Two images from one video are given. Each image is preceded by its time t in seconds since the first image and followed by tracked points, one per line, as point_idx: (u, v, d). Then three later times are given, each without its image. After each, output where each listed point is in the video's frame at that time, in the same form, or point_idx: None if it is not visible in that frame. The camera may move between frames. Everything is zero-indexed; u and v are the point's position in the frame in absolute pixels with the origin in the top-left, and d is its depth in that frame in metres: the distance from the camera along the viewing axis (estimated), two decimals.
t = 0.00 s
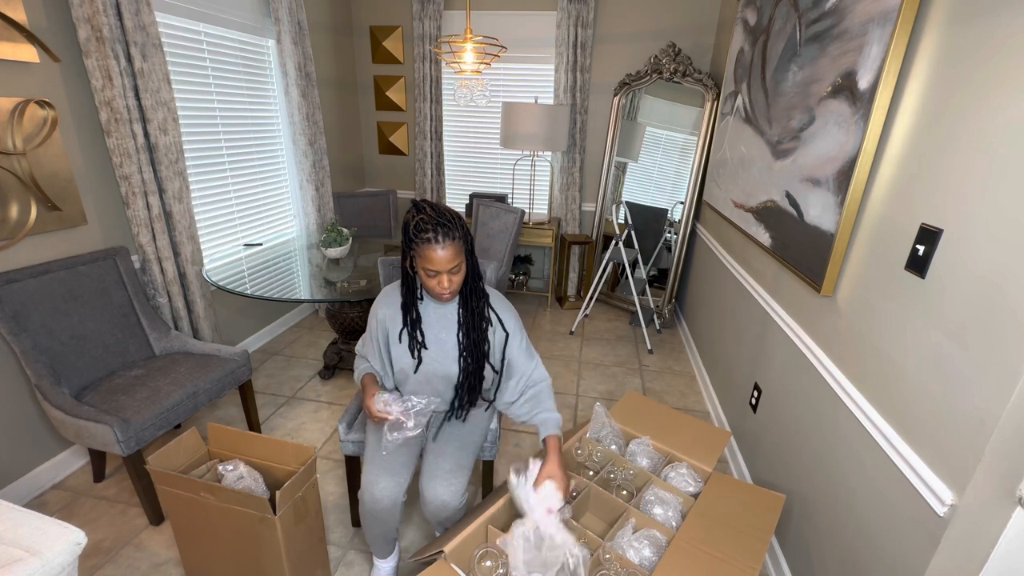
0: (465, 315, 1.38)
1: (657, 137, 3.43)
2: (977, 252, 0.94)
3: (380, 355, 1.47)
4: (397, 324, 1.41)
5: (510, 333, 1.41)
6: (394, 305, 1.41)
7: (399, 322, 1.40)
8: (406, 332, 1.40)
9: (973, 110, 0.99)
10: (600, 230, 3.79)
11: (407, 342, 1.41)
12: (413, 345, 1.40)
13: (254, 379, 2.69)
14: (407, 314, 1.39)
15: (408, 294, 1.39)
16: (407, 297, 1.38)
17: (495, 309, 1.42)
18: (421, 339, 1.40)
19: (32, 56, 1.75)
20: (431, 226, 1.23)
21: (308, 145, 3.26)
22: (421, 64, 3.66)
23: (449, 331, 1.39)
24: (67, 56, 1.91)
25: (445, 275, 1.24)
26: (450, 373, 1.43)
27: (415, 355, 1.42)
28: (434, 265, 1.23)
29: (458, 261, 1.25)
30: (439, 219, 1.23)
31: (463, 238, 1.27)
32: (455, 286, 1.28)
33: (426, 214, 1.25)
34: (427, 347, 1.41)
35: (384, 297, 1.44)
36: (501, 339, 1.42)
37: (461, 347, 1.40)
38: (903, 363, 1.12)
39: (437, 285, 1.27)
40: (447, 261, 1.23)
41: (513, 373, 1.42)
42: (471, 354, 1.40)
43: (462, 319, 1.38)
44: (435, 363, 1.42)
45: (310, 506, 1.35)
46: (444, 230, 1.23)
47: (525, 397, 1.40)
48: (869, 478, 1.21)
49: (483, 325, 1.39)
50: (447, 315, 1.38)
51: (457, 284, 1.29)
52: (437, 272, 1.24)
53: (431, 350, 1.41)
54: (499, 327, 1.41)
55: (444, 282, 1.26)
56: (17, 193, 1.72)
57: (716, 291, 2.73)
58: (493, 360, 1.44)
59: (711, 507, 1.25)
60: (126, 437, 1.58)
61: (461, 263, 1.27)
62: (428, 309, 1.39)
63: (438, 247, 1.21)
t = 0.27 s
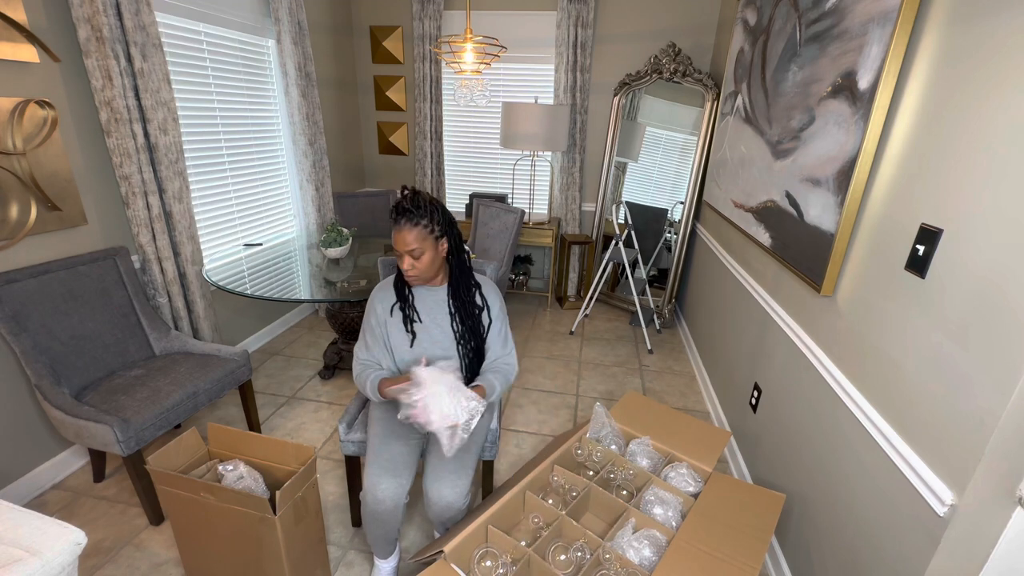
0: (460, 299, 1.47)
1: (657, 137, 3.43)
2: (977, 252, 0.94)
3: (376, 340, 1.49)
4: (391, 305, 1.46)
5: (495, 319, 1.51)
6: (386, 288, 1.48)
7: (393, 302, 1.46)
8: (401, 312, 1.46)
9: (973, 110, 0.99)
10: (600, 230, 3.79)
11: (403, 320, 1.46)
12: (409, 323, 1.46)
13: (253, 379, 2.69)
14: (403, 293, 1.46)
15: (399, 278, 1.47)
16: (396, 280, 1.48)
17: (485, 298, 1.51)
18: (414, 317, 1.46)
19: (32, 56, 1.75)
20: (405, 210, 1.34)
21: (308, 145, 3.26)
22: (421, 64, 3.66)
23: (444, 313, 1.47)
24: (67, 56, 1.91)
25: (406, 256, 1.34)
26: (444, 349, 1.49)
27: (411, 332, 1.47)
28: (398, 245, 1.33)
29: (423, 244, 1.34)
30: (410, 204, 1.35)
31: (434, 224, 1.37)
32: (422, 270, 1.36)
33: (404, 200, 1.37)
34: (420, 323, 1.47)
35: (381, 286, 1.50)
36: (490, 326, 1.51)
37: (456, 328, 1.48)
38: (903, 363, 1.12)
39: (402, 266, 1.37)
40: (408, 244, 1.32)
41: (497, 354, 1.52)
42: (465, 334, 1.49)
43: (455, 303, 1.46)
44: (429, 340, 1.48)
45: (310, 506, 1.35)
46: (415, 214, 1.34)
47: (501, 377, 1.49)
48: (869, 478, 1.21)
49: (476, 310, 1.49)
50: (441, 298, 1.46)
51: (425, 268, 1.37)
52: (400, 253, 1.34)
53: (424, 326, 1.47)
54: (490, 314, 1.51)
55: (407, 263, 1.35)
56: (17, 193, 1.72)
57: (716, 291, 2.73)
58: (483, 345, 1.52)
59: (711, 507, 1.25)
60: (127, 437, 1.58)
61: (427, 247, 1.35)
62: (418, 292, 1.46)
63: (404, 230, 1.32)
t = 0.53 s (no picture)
0: (429, 308, 1.46)
1: (657, 137, 3.43)
2: (977, 252, 0.94)
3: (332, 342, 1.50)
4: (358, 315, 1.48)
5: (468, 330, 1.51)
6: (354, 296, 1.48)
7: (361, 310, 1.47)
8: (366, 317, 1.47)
9: (972, 109, 0.99)
10: (600, 230, 3.79)
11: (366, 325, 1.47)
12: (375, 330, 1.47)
13: (254, 379, 2.69)
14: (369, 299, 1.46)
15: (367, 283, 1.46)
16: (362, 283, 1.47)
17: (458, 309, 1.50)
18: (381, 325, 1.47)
19: (32, 56, 1.75)
20: (388, 222, 1.31)
21: (308, 145, 3.26)
22: (421, 64, 3.66)
23: (412, 321, 1.47)
24: (67, 56, 1.91)
25: (389, 272, 1.33)
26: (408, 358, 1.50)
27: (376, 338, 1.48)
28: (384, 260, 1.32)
29: (405, 261, 1.34)
30: (395, 216, 1.32)
31: (416, 239, 1.36)
32: (400, 285, 1.36)
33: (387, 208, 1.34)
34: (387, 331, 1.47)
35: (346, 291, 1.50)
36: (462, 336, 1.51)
37: (423, 335, 1.48)
38: (903, 362, 1.12)
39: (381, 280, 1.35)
40: (395, 260, 1.32)
41: (468, 365, 1.53)
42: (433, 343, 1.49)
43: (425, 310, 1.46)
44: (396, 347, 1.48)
45: (311, 506, 1.35)
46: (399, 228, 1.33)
47: (472, 382, 1.51)
48: (868, 479, 1.20)
49: (446, 320, 1.48)
50: (409, 307, 1.46)
51: (402, 283, 1.37)
52: (383, 267, 1.32)
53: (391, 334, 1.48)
54: (462, 327, 1.51)
55: (389, 278, 1.34)
56: (17, 193, 1.72)
57: (716, 291, 2.73)
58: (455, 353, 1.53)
59: (711, 507, 1.25)
60: (126, 437, 1.58)
61: (410, 264, 1.35)
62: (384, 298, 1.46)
63: (386, 245, 1.30)
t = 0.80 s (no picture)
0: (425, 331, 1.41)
1: (657, 137, 3.43)
2: (977, 252, 0.94)
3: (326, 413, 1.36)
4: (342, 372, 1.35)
5: (467, 324, 1.51)
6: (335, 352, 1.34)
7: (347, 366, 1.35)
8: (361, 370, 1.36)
9: (972, 110, 0.99)
10: (600, 230, 3.79)
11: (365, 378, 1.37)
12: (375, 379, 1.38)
13: (254, 379, 2.69)
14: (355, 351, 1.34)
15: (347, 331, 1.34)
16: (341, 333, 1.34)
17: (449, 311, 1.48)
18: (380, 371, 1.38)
19: (32, 56, 1.75)
20: (384, 256, 1.26)
21: (308, 145, 3.26)
22: (421, 64, 3.66)
23: (410, 351, 1.40)
24: (67, 56, 1.91)
25: (408, 302, 1.27)
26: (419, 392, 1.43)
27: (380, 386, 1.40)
28: (399, 294, 1.25)
29: (415, 288, 1.29)
30: (390, 248, 1.28)
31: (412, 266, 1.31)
32: (413, 315, 1.31)
33: (373, 245, 1.28)
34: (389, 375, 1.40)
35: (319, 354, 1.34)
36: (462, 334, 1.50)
37: (427, 363, 1.42)
38: (903, 363, 1.12)
39: (397, 314, 1.28)
40: (409, 289, 1.26)
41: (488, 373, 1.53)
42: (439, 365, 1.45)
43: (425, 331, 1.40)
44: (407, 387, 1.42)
45: (313, 504, 1.35)
46: (396, 257, 1.28)
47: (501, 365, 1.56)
48: (868, 479, 1.20)
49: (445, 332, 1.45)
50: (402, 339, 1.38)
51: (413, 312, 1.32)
52: (400, 300, 1.26)
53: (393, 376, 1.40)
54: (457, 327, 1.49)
55: (406, 310, 1.28)
56: (17, 193, 1.72)
57: (716, 291, 2.73)
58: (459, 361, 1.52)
59: (711, 507, 1.25)
60: (127, 437, 1.58)
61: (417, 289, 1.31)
62: (372, 339, 1.36)
63: (395, 276, 1.24)
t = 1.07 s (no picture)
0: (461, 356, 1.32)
1: (657, 137, 3.43)
2: (976, 252, 0.94)
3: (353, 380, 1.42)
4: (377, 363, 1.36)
5: (514, 368, 1.32)
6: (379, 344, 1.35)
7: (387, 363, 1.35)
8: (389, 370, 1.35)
9: (972, 110, 0.99)
10: (600, 230, 3.79)
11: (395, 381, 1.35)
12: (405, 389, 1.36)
13: (254, 379, 2.69)
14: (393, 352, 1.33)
15: (401, 337, 1.30)
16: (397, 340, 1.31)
17: (496, 347, 1.33)
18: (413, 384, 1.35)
19: (32, 56, 1.75)
20: (453, 271, 1.16)
21: (308, 145, 3.26)
22: (421, 64, 3.66)
23: (441, 370, 1.34)
24: (67, 56, 1.91)
25: (470, 320, 1.17)
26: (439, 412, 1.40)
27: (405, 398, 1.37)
28: (462, 312, 1.16)
29: (479, 307, 1.19)
30: (463, 265, 1.18)
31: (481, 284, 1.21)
32: (473, 334, 1.21)
33: (444, 257, 1.19)
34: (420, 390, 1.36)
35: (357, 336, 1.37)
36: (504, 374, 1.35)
37: (454, 386, 1.36)
38: (903, 362, 1.12)
39: (458, 332, 1.19)
40: (474, 308, 1.17)
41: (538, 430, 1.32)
42: (464, 392, 1.37)
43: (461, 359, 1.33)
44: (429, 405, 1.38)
45: (310, 507, 1.35)
46: (466, 274, 1.18)
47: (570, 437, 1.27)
48: (869, 479, 1.20)
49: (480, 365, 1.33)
50: (438, 356, 1.33)
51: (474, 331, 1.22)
52: (463, 318, 1.16)
53: (424, 392, 1.37)
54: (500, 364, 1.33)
55: (467, 330, 1.18)
56: (17, 194, 1.72)
57: (716, 291, 2.73)
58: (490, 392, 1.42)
59: (711, 507, 1.25)
60: (126, 437, 1.58)
61: (482, 309, 1.21)
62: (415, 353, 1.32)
63: (463, 294, 1.15)
